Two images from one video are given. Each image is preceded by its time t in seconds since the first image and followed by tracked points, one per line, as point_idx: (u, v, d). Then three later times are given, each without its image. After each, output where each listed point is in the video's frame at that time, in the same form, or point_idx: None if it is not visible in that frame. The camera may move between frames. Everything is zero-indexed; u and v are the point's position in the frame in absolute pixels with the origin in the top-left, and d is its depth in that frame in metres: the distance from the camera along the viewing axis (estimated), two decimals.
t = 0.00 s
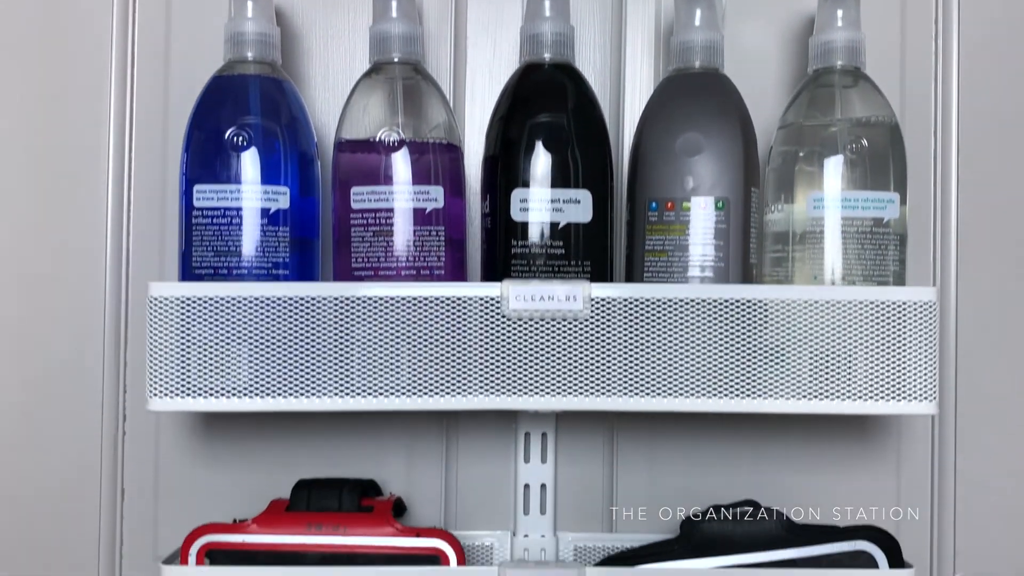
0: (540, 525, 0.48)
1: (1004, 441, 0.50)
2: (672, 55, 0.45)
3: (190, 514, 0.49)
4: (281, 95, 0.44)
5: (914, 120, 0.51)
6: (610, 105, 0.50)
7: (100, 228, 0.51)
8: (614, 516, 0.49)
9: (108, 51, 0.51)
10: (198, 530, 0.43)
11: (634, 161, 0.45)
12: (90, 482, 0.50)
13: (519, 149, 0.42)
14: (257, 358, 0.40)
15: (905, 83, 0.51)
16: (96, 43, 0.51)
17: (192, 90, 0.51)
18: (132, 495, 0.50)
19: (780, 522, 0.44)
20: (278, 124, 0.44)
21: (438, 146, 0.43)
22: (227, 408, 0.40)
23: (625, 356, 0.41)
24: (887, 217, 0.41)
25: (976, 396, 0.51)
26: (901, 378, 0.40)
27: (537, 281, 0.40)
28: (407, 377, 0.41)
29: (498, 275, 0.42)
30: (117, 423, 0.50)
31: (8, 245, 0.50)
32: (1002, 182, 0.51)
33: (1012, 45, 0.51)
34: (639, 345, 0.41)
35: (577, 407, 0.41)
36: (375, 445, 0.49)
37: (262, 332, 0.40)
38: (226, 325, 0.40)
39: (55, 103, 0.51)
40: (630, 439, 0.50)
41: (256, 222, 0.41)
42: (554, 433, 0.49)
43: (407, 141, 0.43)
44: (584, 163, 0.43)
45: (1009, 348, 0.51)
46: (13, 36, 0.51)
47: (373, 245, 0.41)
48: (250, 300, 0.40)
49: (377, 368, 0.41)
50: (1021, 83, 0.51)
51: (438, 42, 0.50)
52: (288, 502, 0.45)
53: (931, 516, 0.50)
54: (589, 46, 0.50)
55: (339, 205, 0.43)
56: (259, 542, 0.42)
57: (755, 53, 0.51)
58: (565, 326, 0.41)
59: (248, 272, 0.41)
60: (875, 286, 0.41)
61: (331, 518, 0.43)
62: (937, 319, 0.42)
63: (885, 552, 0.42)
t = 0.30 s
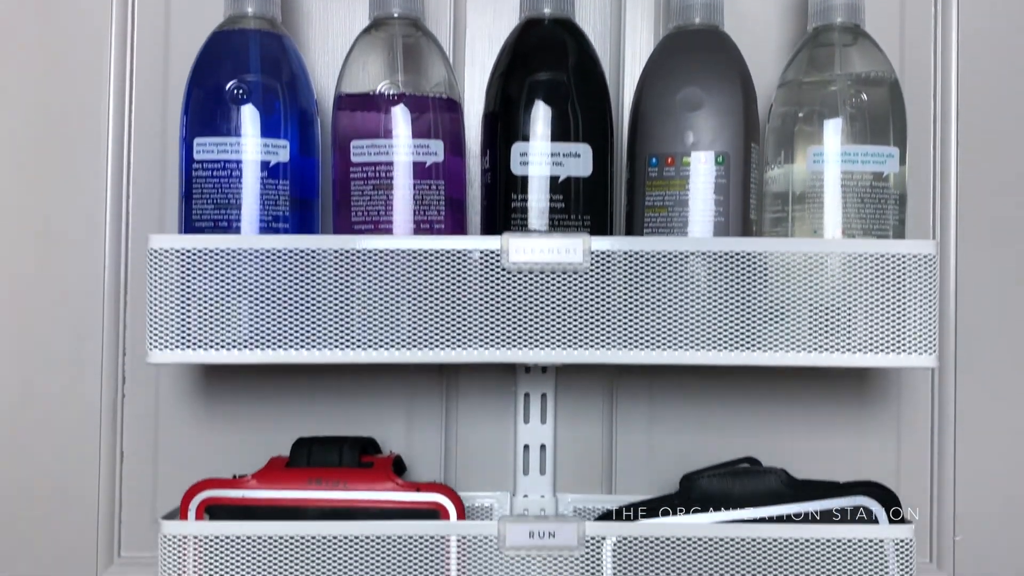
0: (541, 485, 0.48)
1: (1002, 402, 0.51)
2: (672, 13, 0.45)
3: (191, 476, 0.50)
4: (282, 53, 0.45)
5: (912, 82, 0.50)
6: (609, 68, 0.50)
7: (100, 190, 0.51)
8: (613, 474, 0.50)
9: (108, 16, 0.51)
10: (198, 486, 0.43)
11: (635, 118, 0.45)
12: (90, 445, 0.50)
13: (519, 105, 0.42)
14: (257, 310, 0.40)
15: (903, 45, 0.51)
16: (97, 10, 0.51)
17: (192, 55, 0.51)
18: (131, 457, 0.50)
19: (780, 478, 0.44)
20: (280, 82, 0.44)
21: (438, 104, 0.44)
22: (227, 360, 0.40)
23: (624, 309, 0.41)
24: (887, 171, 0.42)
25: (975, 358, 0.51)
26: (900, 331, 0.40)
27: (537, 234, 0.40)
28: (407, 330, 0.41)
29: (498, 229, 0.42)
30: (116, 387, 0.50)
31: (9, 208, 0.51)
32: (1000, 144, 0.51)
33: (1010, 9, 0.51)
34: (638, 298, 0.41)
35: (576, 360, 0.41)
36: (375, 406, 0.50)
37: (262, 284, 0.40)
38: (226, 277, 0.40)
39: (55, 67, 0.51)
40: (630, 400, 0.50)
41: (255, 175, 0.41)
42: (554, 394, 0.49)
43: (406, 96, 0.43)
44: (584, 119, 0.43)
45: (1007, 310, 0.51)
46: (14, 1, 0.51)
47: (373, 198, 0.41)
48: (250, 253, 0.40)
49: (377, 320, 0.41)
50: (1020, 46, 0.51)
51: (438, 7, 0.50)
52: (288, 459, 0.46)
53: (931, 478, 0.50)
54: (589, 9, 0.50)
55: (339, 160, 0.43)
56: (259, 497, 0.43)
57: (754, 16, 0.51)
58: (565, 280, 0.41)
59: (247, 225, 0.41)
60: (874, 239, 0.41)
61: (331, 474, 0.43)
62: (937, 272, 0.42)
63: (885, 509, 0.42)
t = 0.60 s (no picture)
0: (540, 452, 0.48)
1: (1004, 371, 0.50)
2: None
3: (190, 443, 0.49)
4: (282, 19, 0.45)
5: (912, 49, 0.50)
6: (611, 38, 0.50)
7: (103, 159, 0.51)
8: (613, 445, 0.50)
9: None
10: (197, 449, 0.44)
11: (635, 82, 0.45)
12: (89, 412, 0.50)
13: (519, 69, 0.42)
14: (257, 271, 0.40)
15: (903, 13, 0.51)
16: None
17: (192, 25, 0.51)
18: (131, 423, 0.50)
19: (780, 442, 0.44)
20: (280, 47, 0.44)
21: (438, 69, 0.44)
22: (226, 320, 0.40)
23: (624, 270, 0.41)
24: (886, 133, 0.42)
25: (975, 326, 0.51)
26: (898, 291, 0.40)
27: (537, 195, 0.40)
28: (407, 291, 0.41)
29: (497, 191, 0.42)
30: (116, 353, 0.50)
31: (9, 177, 0.51)
32: (1002, 112, 0.51)
33: None
34: (637, 260, 0.41)
35: (575, 322, 0.41)
36: (375, 373, 0.50)
37: (262, 245, 0.40)
38: (225, 238, 0.40)
39: (59, 34, 0.51)
40: (630, 369, 0.50)
41: (255, 136, 0.41)
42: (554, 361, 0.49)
43: (406, 58, 0.43)
44: (584, 82, 0.43)
45: (1008, 279, 0.51)
46: None
47: (373, 160, 0.41)
48: (250, 213, 0.40)
49: (376, 282, 0.41)
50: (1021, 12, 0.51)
51: None
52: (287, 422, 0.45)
53: (931, 446, 0.50)
54: None
55: (338, 123, 0.43)
56: (258, 460, 0.43)
57: None
58: (564, 241, 0.41)
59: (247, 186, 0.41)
60: (873, 199, 0.41)
61: (331, 438, 0.43)
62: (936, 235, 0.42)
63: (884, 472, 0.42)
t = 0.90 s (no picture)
0: (539, 417, 0.48)
1: (1003, 337, 0.50)
2: None
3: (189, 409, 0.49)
4: None
5: (911, 17, 0.50)
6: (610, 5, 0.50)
7: (101, 124, 0.51)
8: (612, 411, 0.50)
9: None
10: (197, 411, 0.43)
11: (635, 45, 0.45)
12: (88, 379, 0.50)
13: (518, 30, 0.42)
14: (257, 231, 0.40)
15: None
16: None
17: None
18: (130, 389, 0.50)
19: (780, 405, 0.44)
20: (280, 8, 0.44)
21: (438, 33, 0.43)
22: (226, 280, 0.40)
23: (623, 230, 0.41)
24: (886, 93, 0.41)
25: (975, 292, 0.50)
26: (898, 250, 0.40)
27: (537, 154, 0.40)
28: (406, 251, 0.41)
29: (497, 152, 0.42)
30: (115, 319, 0.50)
31: (9, 143, 0.51)
32: (1002, 77, 0.51)
33: None
34: (637, 220, 0.41)
35: (575, 282, 0.41)
36: (375, 339, 0.50)
37: (261, 204, 0.40)
38: (224, 196, 0.40)
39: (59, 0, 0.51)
40: (629, 335, 0.50)
41: (253, 95, 0.41)
42: (554, 326, 0.49)
43: (405, 18, 0.43)
44: (584, 42, 0.42)
45: (1008, 244, 0.51)
46: None
47: (373, 119, 0.41)
48: (249, 172, 0.40)
49: (376, 241, 0.40)
50: None
51: None
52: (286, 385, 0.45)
53: (930, 412, 0.50)
54: None
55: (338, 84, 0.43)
56: (258, 421, 0.43)
57: None
58: (564, 201, 0.41)
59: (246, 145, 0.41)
60: (872, 158, 0.41)
61: (331, 400, 0.43)
62: (936, 195, 0.42)
63: (884, 433, 0.42)
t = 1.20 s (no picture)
0: (539, 387, 0.48)
1: (1001, 309, 0.51)
2: None
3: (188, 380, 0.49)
4: None
5: None
6: None
7: (100, 94, 0.51)
8: (612, 383, 0.50)
9: None
10: (195, 379, 0.43)
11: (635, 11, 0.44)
12: (87, 349, 0.50)
13: None
14: (256, 197, 0.40)
15: None
16: None
17: None
18: (130, 361, 0.50)
19: (780, 372, 0.44)
20: None
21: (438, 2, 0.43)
22: (226, 246, 0.40)
23: (622, 197, 0.41)
24: (886, 61, 0.41)
25: (973, 263, 0.51)
26: (899, 217, 0.40)
27: (537, 120, 0.40)
28: (406, 218, 0.40)
29: (497, 119, 0.42)
30: (114, 290, 0.50)
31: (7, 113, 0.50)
32: (1002, 50, 0.51)
33: None
34: (637, 187, 0.41)
35: (576, 249, 0.41)
36: (375, 311, 0.50)
37: (261, 170, 0.40)
38: (224, 162, 0.40)
39: None
40: (629, 307, 0.50)
41: (252, 61, 0.40)
42: (554, 297, 0.49)
43: None
44: (585, 7, 0.42)
45: (1006, 216, 0.51)
46: None
47: (372, 86, 0.41)
48: (248, 138, 0.40)
49: (375, 208, 0.40)
50: None
51: None
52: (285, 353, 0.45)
53: (930, 383, 0.50)
54: None
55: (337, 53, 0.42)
56: (257, 390, 0.42)
57: None
58: (564, 168, 0.41)
59: (246, 111, 0.41)
60: (872, 124, 0.40)
61: (332, 367, 0.43)
62: (936, 162, 0.42)
63: (884, 402, 0.42)
